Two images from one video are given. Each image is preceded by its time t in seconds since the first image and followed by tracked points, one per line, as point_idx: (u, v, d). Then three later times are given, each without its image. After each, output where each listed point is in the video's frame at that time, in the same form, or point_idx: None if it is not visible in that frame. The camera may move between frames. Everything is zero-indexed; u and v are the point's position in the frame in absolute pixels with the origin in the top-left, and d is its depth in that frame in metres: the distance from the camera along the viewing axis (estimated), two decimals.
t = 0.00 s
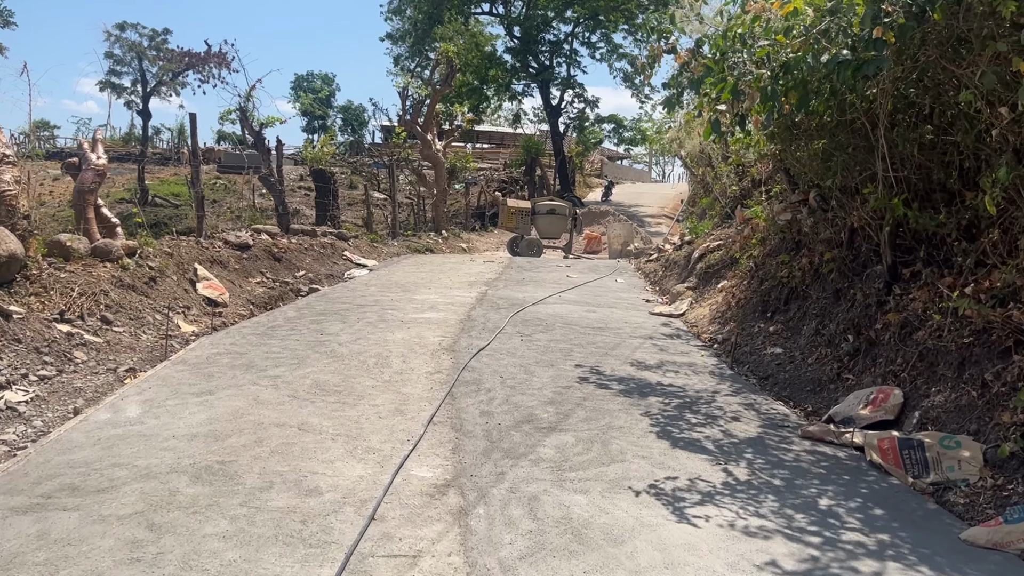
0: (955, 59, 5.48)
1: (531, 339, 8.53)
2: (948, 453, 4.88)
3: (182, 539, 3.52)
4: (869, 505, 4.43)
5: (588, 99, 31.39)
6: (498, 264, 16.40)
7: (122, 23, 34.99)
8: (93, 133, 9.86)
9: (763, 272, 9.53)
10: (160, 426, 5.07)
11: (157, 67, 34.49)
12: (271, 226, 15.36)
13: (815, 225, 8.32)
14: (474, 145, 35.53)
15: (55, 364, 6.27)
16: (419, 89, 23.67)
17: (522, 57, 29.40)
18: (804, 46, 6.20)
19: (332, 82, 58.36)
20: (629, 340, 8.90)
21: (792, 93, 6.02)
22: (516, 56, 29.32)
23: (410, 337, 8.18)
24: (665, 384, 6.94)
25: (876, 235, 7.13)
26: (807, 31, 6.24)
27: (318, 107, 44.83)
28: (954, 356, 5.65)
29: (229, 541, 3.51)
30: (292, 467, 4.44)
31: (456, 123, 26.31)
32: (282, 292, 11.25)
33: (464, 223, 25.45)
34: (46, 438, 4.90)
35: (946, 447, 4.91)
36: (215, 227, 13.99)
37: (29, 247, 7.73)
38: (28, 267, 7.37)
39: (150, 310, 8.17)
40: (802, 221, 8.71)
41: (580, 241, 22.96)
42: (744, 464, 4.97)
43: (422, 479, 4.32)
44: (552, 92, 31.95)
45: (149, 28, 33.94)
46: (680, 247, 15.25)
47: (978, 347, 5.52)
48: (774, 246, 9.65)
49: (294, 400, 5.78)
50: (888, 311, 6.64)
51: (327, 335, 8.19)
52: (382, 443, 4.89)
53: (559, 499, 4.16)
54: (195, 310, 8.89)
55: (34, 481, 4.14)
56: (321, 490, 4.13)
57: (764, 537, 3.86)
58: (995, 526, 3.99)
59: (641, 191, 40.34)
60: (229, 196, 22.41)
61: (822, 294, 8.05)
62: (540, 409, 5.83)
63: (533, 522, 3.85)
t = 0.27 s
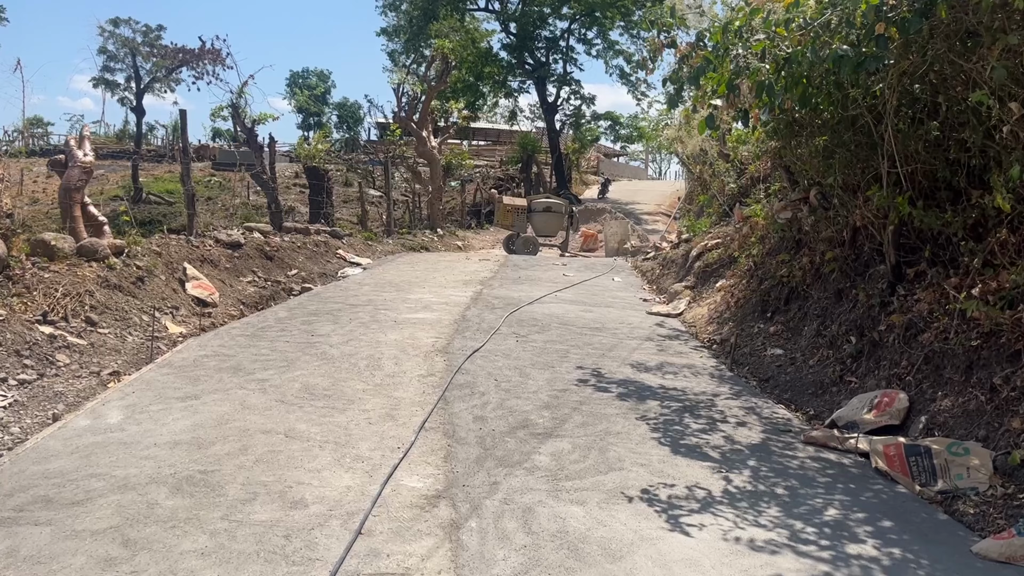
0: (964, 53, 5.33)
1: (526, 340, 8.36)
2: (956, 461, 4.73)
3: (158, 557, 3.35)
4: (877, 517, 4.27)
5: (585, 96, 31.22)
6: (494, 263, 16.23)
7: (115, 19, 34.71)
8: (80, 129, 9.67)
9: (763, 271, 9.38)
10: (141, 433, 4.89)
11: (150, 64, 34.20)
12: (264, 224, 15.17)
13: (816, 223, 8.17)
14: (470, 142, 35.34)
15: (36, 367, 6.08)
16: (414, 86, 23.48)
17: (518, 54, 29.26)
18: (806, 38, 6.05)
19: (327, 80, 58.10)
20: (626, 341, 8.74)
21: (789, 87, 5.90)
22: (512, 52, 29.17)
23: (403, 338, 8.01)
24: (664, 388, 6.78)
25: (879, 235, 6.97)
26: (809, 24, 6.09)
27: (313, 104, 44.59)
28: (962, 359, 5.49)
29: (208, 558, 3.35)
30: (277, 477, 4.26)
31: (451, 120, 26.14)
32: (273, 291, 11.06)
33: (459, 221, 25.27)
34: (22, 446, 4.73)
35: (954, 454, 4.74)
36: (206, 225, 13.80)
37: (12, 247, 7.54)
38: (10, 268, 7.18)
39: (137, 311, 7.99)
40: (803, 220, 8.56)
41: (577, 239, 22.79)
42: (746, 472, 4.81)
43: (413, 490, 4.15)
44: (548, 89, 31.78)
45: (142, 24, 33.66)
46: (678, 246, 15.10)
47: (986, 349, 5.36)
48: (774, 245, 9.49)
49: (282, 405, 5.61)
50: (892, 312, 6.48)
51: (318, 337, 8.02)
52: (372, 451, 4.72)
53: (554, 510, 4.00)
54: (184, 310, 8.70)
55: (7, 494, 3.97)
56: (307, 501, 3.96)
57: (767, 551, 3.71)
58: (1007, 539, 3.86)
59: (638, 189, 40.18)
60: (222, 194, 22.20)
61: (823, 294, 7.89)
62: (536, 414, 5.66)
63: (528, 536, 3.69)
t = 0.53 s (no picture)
0: (973, 48, 5.19)
1: (524, 340, 8.22)
2: (966, 467, 4.61)
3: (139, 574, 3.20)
4: (887, 526, 4.14)
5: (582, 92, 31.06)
6: (491, 261, 16.08)
7: (110, 15, 34.45)
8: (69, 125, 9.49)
9: (764, 270, 9.24)
10: (126, 439, 4.74)
11: (145, 59, 33.94)
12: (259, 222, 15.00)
13: (819, 222, 8.02)
14: (467, 138, 35.15)
15: (20, 369, 5.92)
16: (410, 81, 23.28)
17: (516, 50, 29.11)
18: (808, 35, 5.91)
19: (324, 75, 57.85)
20: (626, 341, 8.60)
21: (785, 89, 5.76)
22: (509, 48, 29.01)
23: (398, 339, 7.86)
24: (665, 390, 6.63)
25: (884, 234, 6.83)
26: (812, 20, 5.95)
27: (309, 100, 44.35)
28: (970, 361, 5.36)
29: None
30: (265, 486, 4.11)
31: (448, 116, 25.98)
32: (267, 290, 10.90)
33: (457, 218, 25.10)
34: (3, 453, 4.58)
35: (963, 460, 4.62)
36: (200, 223, 13.62)
37: None
38: None
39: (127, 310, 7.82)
40: (805, 218, 8.42)
41: (575, 236, 22.64)
42: (751, 478, 4.67)
43: (407, 500, 4.01)
44: (545, 85, 31.61)
45: (137, 19, 33.40)
46: (677, 243, 14.96)
47: (996, 352, 5.23)
48: (775, 244, 9.36)
49: (273, 409, 5.46)
50: (898, 313, 6.34)
51: (312, 337, 7.87)
52: (365, 458, 4.58)
53: (554, 521, 3.86)
54: (176, 310, 8.53)
55: None
56: (296, 513, 3.81)
57: (774, 566, 3.57)
58: (1021, 550, 3.72)
59: (636, 185, 40.02)
60: (217, 191, 21.99)
61: (826, 293, 7.75)
62: (534, 418, 5.53)
63: (526, 549, 3.55)
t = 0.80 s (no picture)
0: (991, 39, 5.04)
1: (524, 339, 8.06)
2: (982, 471, 4.44)
3: None
4: (903, 533, 3.99)
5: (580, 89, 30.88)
6: (489, 258, 15.91)
7: (105, 10, 34.15)
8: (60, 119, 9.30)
9: (767, 267, 9.10)
10: (113, 443, 4.57)
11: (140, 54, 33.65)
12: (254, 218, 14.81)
13: (824, 219, 7.87)
14: (464, 135, 34.97)
15: (6, 369, 5.75)
16: (407, 77, 23.08)
17: (513, 46, 28.93)
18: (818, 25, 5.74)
19: (320, 72, 57.53)
20: (627, 340, 8.44)
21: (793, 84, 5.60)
22: (507, 44, 28.81)
23: (395, 337, 7.70)
24: (668, 390, 6.48)
25: (893, 230, 6.68)
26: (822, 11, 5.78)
27: (306, 96, 44.07)
28: (985, 362, 5.21)
29: None
30: (258, 492, 3.95)
31: (445, 112, 25.80)
32: (262, 288, 10.73)
33: (454, 215, 24.93)
34: None
35: (979, 464, 4.45)
36: (194, 219, 13.44)
37: None
38: None
39: (118, 309, 7.64)
40: (810, 214, 8.27)
41: (573, 233, 22.48)
42: (760, 482, 4.52)
43: (405, 507, 3.85)
44: (543, 82, 31.43)
45: (132, 14, 33.11)
46: (677, 241, 14.81)
47: (1011, 352, 5.08)
48: (778, 241, 9.21)
49: (267, 411, 5.30)
50: (907, 312, 6.20)
51: (307, 335, 7.71)
52: (361, 463, 4.42)
53: (557, 529, 3.70)
54: (168, 308, 8.36)
55: None
56: (290, 520, 3.65)
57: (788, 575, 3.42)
58: None
59: (634, 183, 39.87)
60: (212, 187, 21.79)
61: (832, 291, 7.61)
62: (535, 420, 5.37)
63: (529, 559, 3.39)
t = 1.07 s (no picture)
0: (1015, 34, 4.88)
1: (526, 342, 7.90)
2: (1005, 483, 4.27)
3: None
4: (926, 549, 3.84)
5: (579, 87, 30.70)
6: (488, 257, 15.73)
7: (100, 7, 33.90)
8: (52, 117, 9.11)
9: (773, 268, 8.95)
10: (103, 454, 4.40)
11: (136, 52, 33.40)
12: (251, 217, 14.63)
13: (833, 219, 7.71)
14: (463, 133, 34.78)
15: None
16: (405, 74, 22.85)
17: (512, 43, 28.73)
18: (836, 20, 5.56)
19: (317, 69, 57.26)
20: (631, 343, 8.28)
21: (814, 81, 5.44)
22: (506, 41, 28.63)
23: (395, 340, 7.53)
24: (675, 396, 6.32)
25: (905, 232, 6.53)
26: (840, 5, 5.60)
27: (303, 94, 43.83)
28: (1004, 368, 5.06)
29: None
30: (253, 507, 3.78)
31: (443, 110, 25.62)
32: (258, 289, 10.55)
33: (452, 213, 24.75)
34: None
35: (1001, 475, 4.29)
36: (190, 218, 13.26)
37: None
38: None
39: (111, 311, 7.46)
40: (817, 215, 8.10)
41: (572, 232, 22.32)
42: (776, 494, 4.36)
43: (408, 523, 3.68)
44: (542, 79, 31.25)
45: (128, 11, 32.85)
46: (678, 240, 14.65)
47: None
48: (784, 241, 9.06)
49: (263, 419, 5.12)
50: (922, 315, 6.04)
51: (305, 338, 7.54)
52: (361, 475, 4.25)
53: (567, 547, 3.54)
54: (163, 310, 8.18)
55: None
56: (287, 538, 3.48)
57: None
58: None
59: (632, 181, 39.72)
60: (208, 185, 21.60)
61: (840, 293, 7.45)
62: (540, 429, 5.20)
63: None
